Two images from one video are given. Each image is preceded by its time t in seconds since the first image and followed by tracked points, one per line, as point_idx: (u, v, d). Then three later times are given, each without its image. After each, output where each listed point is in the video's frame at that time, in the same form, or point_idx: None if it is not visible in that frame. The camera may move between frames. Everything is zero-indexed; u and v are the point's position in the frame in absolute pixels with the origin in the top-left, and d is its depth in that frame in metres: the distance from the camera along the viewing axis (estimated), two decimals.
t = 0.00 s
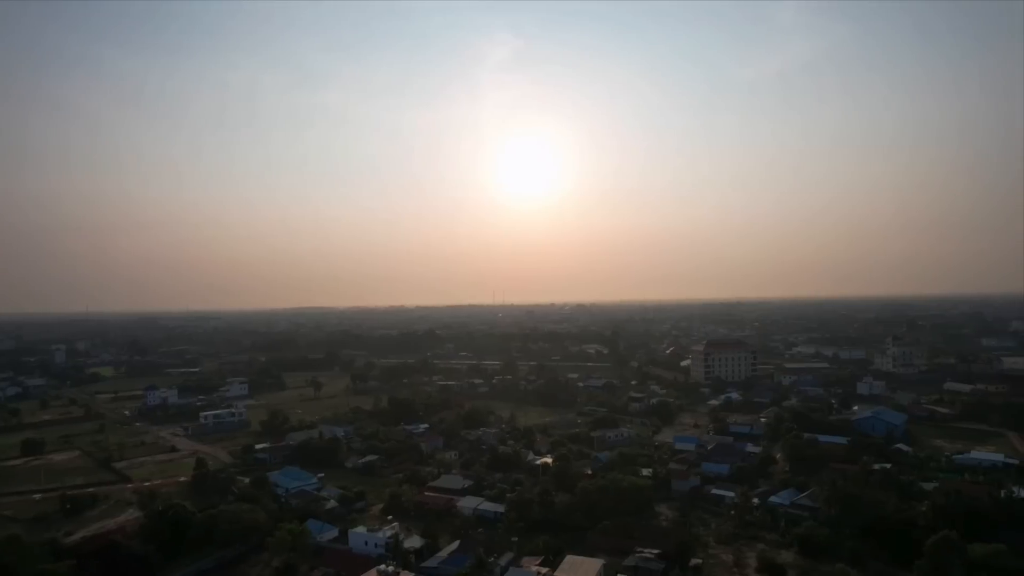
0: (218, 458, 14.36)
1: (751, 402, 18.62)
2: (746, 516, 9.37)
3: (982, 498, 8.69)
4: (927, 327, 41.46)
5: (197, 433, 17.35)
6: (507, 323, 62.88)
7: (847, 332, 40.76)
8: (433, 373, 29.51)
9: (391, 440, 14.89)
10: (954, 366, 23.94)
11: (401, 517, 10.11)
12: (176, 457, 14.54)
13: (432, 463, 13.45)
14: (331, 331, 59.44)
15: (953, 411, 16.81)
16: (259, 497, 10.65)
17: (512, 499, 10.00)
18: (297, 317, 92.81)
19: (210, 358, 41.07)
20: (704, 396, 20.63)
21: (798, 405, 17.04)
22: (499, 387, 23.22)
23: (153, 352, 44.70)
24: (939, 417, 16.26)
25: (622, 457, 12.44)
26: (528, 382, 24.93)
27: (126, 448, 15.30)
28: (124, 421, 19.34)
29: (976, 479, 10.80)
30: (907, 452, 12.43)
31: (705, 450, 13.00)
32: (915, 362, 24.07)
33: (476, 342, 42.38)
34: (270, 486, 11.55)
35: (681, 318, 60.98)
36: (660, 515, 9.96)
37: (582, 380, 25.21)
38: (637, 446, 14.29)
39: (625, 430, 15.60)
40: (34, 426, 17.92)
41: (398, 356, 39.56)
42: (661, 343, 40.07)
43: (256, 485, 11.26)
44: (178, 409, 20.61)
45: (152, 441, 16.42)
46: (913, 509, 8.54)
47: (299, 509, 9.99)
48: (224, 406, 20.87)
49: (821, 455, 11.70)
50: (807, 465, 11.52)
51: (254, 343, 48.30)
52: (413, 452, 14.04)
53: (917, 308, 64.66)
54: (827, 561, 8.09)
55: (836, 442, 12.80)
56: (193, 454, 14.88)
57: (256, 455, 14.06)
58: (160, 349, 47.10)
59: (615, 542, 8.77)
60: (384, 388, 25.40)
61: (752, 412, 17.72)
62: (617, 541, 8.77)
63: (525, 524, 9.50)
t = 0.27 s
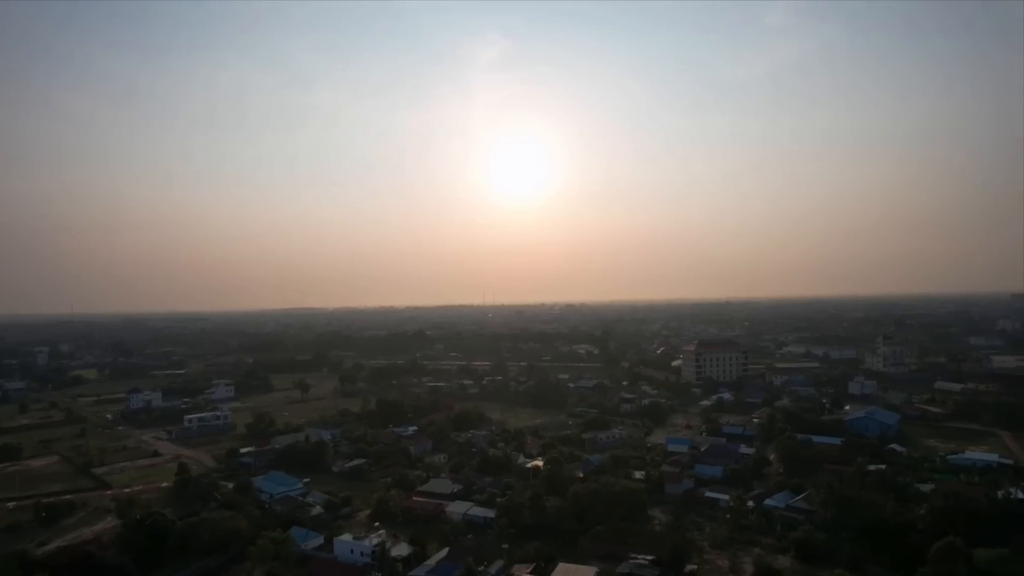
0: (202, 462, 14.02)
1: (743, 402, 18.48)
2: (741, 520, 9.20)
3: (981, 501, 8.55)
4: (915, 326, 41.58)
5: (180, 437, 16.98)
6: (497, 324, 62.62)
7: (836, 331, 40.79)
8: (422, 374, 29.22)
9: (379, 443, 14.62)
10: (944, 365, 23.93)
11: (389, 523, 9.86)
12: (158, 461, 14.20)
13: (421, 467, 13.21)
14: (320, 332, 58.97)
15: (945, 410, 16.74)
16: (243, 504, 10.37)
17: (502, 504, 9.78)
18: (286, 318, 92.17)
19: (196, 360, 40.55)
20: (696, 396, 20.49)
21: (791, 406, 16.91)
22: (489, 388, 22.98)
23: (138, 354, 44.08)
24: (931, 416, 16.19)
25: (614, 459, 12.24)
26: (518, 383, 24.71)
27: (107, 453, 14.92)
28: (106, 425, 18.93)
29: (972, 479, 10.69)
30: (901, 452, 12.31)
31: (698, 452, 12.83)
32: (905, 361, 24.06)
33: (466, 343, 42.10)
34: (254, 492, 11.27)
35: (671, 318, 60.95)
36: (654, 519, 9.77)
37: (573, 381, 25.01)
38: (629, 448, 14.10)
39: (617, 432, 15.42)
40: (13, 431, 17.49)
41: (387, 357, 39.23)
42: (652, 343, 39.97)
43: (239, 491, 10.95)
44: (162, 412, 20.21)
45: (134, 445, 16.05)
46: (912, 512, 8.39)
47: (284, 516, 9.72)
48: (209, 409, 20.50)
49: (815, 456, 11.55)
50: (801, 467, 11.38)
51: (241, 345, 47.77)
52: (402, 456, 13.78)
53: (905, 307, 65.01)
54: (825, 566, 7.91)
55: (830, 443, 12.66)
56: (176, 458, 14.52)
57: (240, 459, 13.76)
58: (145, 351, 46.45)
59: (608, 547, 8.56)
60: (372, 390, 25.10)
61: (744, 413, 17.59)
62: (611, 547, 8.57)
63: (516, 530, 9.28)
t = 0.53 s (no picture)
0: (185, 469, 13.63)
1: (734, 401, 18.37)
2: (735, 522, 9.05)
3: (977, 500, 8.45)
4: (902, 323, 41.75)
5: (163, 443, 16.61)
6: (486, 324, 62.39)
7: (824, 329, 40.90)
8: (411, 376, 28.95)
9: (366, 447, 14.36)
10: (932, 362, 23.95)
11: (377, 530, 9.62)
12: (140, 468, 13.87)
13: (409, 471, 12.97)
14: (308, 334, 58.44)
15: (935, 407, 16.70)
16: (226, 512, 10.09)
17: (492, 509, 9.57)
18: (274, 321, 91.46)
19: (181, 364, 40.00)
20: (687, 396, 20.38)
21: (782, 404, 16.82)
22: (478, 389, 22.76)
23: (122, 358, 43.44)
24: (922, 413, 16.15)
25: (606, 461, 12.07)
26: (507, 384, 24.50)
27: (87, 460, 14.56)
28: (87, 431, 18.52)
29: (966, 477, 10.60)
30: (894, 450, 12.23)
31: (690, 452, 12.67)
32: (894, 358, 24.09)
33: (454, 344, 41.84)
34: (238, 499, 10.99)
35: (660, 317, 60.98)
36: (647, 521, 9.60)
37: (562, 381, 24.85)
38: (620, 449, 13.94)
39: (608, 433, 15.27)
40: None
41: (375, 359, 38.89)
42: (641, 342, 39.88)
43: (222, 498, 10.66)
44: (145, 417, 19.81)
45: (115, 452, 15.68)
46: (908, 511, 8.27)
47: (267, 524, 9.45)
48: (193, 414, 20.13)
49: (809, 455, 11.43)
50: (794, 466, 11.25)
51: (228, 348, 47.21)
52: (390, 460, 13.54)
53: (892, 304, 65.47)
54: (822, 568, 7.76)
55: (823, 441, 12.55)
56: (158, 465, 14.18)
57: (224, 465, 13.46)
58: (129, 355, 45.77)
59: (601, 552, 8.38)
60: (360, 393, 24.80)
61: (735, 412, 17.49)
62: (604, 552, 8.38)
63: (506, 536, 9.07)
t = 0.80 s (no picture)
0: (167, 475, 13.25)
1: (723, 401, 18.26)
2: (729, 525, 8.89)
3: (971, 500, 8.35)
4: (888, 321, 41.96)
5: (144, 448, 16.20)
6: (474, 325, 62.10)
7: (811, 327, 40.99)
8: (398, 377, 28.65)
9: (352, 451, 14.10)
10: (920, 359, 23.99)
11: (363, 537, 9.38)
12: (119, 475, 13.51)
13: (396, 476, 12.73)
14: (294, 336, 57.84)
15: (924, 405, 16.68)
16: (207, 520, 9.80)
17: (481, 514, 9.36)
18: (260, 323, 90.66)
19: (164, 367, 39.38)
20: (676, 395, 20.27)
21: (771, 404, 16.74)
22: (466, 391, 22.52)
23: (104, 362, 42.73)
24: (911, 411, 16.12)
25: (596, 463, 11.89)
26: (495, 385, 24.28)
27: (64, 467, 14.17)
28: (65, 438, 18.07)
29: (958, 475, 10.52)
30: (885, 449, 12.15)
31: (681, 454, 12.53)
32: (881, 356, 24.11)
33: (442, 345, 41.55)
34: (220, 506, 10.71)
35: (648, 317, 60.99)
36: (639, 525, 9.43)
37: (551, 382, 24.66)
38: (610, 451, 13.79)
39: (597, 434, 15.12)
40: None
41: (362, 361, 38.52)
42: (630, 342, 39.79)
43: (203, 506, 10.35)
44: (125, 422, 19.38)
45: (94, 458, 15.29)
46: (903, 512, 8.15)
47: (249, 532, 9.18)
48: (175, 418, 19.72)
49: (801, 455, 11.31)
50: (786, 467, 11.13)
51: (212, 350, 46.60)
52: (376, 465, 13.29)
53: (877, 302, 65.90)
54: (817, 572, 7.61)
55: (814, 441, 12.45)
56: (138, 472, 13.82)
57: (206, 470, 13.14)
58: (111, 359, 45.02)
59: (593, 558, 8.19)
60: (347, 396, 24.48)
61: (725, 412, 17.40)
62: (596, 558, 8.19)
63: (496, 542, 8.86)
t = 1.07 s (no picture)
0: (145, 482, 12.88)
1: (712, 401, 18.16)
2: (720, 528, 8.74)
3: (964, 501, 8.27)
4: (873, 319, 42.24)
5: (122, 455, 15.72)
6: (461, 326, 61.82)
7: (797, 326, 41.12)
8: (384, 379, 28.35)
9: (337, 455, 13.83)
10: (905, 358, 24.06)
11: (347, 545, 9.13)
12: (95, 483, 13.12)
13: (382, 480, 12.47)
14: (278, 338, 57.25)
15: (911, 403, 16.65)
16: (186, 528, 9.50)
17: (468, 520, 9.15)
18: (245, 325, 89.80)
19: (145, 370, 38.73)
20: (664, 396, 20.16)
21: (760, 404, 16.66)
22: (453, 393, 22.27)
23: (84, 365, 42.00)
24: (899, 410, 16.06)
25: (585, 466, 11.72)
26: (482, 386, 24.05)
27: (38, 475, 13.75)
28: (41, 444, 17.60)
29: (948, 474, 10.44)
30: (875, 448, 12.08)
31: (670, 455, 12.38)
32: (868, 354, 24.15)
33: (429, 346, 41.25)
34: (199, 514, 10.39)
35: (635, 317, 61.04)
36: (629, 530, 9.25)
37: (539, 383, 24.47)
38: (599, 453, 13.63)
39: (586, 436, 14.96)
40: None
41: (348, 363, 38.12)
42: (617, 342, 39.73)
43: (181, 514, 10.05)
44: (103, 427, 18.92)
45: (70, 465, 14.87)
46: (897, 514, 8.04)
47: (229, 541, 8.89)
48: (155, 423, 19.29)
49: (791, 456, 11.19)
50: (777, 468, 11.00)
51: (195, 353, 45.94)
52: (361, 469, 13.03)
53: (862, 301, 66.36)
54: None
55: (804, 441, 12.35)
56: (115, 478, 13.43)
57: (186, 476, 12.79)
58: (91, 362, 44.23)
59: (583, 563, 8.00)
60: (332, 398, 24.15)
61: (713, 412, 17.30)
62: (586, 563, 8.01)
63: (484, 548, 8.65)
